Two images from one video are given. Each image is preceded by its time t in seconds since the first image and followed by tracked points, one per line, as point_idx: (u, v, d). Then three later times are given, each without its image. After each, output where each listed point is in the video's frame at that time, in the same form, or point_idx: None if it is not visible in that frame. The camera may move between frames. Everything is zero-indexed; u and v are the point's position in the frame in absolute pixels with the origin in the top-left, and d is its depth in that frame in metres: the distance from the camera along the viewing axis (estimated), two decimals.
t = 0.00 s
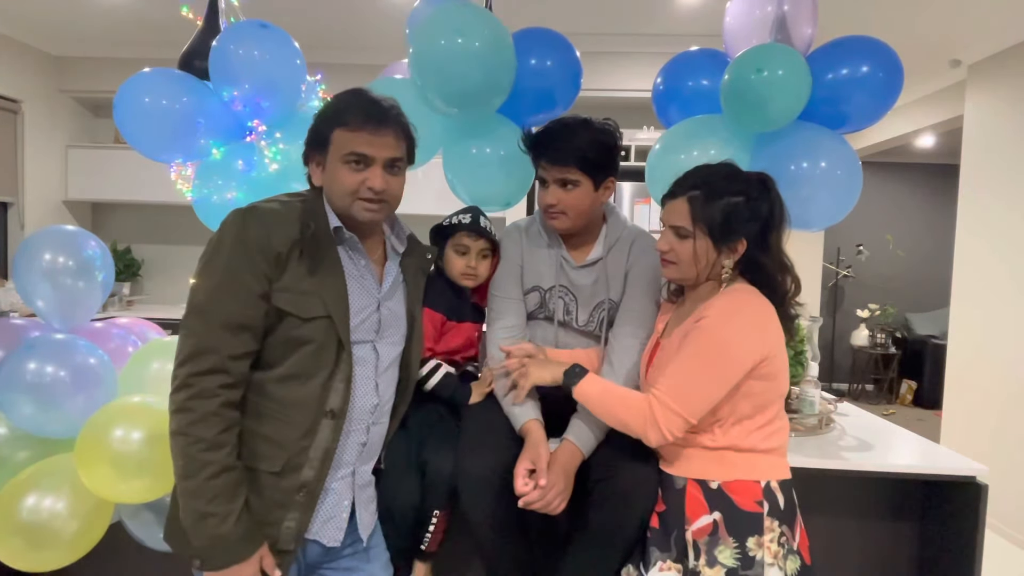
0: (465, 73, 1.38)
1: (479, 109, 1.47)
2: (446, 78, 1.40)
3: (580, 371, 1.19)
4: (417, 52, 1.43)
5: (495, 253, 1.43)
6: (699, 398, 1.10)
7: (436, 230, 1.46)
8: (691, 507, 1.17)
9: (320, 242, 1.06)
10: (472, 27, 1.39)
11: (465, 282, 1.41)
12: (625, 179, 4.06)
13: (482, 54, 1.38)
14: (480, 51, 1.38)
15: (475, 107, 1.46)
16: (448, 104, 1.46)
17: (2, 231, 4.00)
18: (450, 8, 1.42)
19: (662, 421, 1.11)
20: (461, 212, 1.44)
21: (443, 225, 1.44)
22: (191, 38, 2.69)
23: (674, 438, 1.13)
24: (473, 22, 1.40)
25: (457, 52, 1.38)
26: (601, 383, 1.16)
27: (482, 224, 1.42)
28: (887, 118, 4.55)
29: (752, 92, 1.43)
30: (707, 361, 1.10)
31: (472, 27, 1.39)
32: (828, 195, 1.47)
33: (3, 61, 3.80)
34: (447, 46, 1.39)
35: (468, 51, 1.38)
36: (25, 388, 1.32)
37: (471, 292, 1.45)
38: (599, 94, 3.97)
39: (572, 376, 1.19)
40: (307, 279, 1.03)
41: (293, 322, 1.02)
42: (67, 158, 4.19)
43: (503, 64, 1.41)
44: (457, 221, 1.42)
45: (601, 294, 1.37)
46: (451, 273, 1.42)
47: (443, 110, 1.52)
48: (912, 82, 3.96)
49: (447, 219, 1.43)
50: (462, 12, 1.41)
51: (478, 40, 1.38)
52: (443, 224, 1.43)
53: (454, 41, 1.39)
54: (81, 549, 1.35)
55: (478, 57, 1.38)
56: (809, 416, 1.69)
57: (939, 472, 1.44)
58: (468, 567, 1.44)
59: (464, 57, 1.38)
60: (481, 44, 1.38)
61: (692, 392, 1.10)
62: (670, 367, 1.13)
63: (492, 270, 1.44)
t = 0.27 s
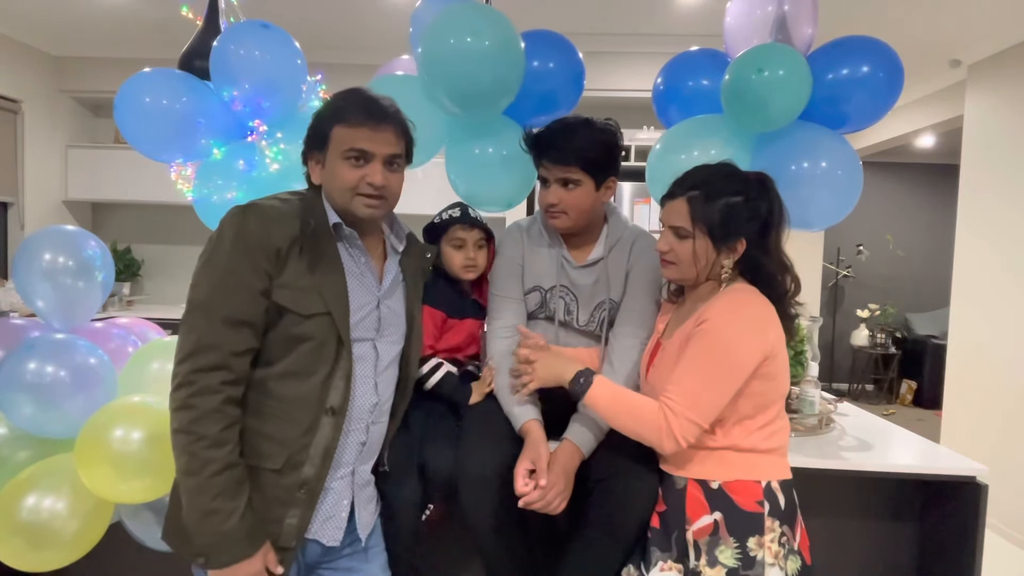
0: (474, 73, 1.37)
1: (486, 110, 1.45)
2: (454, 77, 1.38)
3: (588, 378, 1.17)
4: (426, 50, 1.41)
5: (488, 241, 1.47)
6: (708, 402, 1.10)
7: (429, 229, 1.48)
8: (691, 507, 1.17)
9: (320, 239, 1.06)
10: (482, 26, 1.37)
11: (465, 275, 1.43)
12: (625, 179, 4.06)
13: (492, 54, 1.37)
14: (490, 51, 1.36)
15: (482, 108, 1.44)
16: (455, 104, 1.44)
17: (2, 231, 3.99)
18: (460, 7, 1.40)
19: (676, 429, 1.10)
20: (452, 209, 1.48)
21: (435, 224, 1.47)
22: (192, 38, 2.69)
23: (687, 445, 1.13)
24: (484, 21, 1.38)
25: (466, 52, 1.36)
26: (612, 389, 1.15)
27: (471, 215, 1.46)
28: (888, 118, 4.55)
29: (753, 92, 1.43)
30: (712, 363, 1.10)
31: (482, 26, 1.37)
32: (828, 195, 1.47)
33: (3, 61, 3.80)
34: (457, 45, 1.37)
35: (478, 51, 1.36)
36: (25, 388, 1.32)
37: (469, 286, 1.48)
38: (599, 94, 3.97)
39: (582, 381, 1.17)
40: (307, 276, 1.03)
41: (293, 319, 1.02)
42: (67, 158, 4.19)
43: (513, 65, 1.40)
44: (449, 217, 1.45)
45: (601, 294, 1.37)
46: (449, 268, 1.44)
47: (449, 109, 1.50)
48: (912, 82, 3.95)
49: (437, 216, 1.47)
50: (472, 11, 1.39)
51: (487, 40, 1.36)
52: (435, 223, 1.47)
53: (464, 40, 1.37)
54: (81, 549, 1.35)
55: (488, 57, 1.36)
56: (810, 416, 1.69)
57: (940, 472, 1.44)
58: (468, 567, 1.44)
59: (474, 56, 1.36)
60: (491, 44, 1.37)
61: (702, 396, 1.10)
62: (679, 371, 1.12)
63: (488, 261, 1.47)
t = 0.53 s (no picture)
0: (481, 71, 1.36)
1: (492, 110, 1.45)
2: (461, 75, 1.38)
3: (587, 382, 1.16)
4: (433, 48, 1.40)
5: (484, 240, 1.46)
6: (709, 402, 1.10)
7: (425, 226, 1.48)
8: (691, 507, 1.17)
9: (318, 237, 1.06)
10: (489, 25, 1.37)
11: (460, 272, 1.42)
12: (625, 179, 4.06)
13: (499, 52, 1.36)
14: (498, 49, 1.36)
15: (488, 107, 1.44)
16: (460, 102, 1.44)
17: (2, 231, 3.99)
18: (466, 5, 1.40)
19: (678, 430, 1.10)
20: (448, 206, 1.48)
21: (431, 221, 1.46)
22: (191, 38, 2.69)
23: (689, 445, 1.13)
24: (491, 20, 1.37)
25: (473, 50, 1.36)
26: (615, 390, 1.15)
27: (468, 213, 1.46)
28: (888, 118, 4.55)
29: (753, 92, 1.43)
30: (713, 364, 1.10)
31: (489, 24, 1.37)
32: (829, 195, 1.47)
33: (3, 61, 3.80)
34: (464, 43, 1.36)
35: (486, 49, 1.36)
36: (25, 388, 1.32)
37: (466, 282, 1.47)
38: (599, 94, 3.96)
39: (582, 385, 1.16)
40: (306, 274, 1.03)
41: (292, 316, 1.02)
42: (67, 158, 4.19)
43: (520, 63, 1.39)
44: (447, 213, 1.45)
45: (602, 294, 1.36)
46: (445, 264, 1.43)
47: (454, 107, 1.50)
48: (912, 82, 3.95)
49: (434, 213, 1.47)
50: (481, 10, 1.38)
51: (496, 38, 1.36)
52: (431, 219, 1.46)
53: (471, 38, 1.36)
54: (81, 549, 1.35)
55: (495, 56, 1.36)
56: (810, 416, 1.69)
57: (940, 472, 1.44)
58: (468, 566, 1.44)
59: (481, 55, 1.36)
60: (499, 43, 1.36)
61: (703, 397, 1.10)
62: (680, 372, 1.12)
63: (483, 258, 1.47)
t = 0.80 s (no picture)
0: (489, 70, 1.36)
1: (498, 108, 1.45)
2: (469, 73, 1.38)
3: (589, 382, 1.16)
4: (440, 45, 1.40)
5: (478, 238, 1.46)
6: (711, 404, 1.10)
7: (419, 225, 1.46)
8: (691, 507, 1.17)
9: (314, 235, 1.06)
10: (497, 23, 1.37)
11: (456, 270, 1.42)
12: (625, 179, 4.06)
13: (507, 50, 1.36)
14: (506, 47, 1.36)
15: (495, 106, 1.43)
16: (467, 100, 1.44)
17: (2, 231, 4.00)
18: (473, 3, 1.40)
19: (681, 432, 1.10)
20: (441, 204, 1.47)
21: (425, 220, 1.45)
22: (191, 38, 2.69)
23: (691, 446, 1.13)
24: (499, 18, 1.37)
25: (481, 48, 1.36)
26: (618, 390, 1.15)
27: (462, 212, 1.45)
28: (888, 118, 4.55)
29: (754, 92, 1.43)
30: (713, 364, 1.10)
31: (497, 23, 1.37)
32: (829, 195, 1.47)
33: (3, 61, 3.80)
34: (472, 41, 1.36)
35: (493, 48, 1.36)
36: (24, 388, 1.33)
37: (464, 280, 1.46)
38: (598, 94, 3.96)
39: (583, 387, 1.16)
40: (303, 272, 1.03)
41: (289, 314, 1.02)
42: (67, 158, 4.19)
43: (528, 62, 1.39)
44: (440, 212, 1.44)
45: (602, 294, 1.37)
46: (439, 263, 1.43)
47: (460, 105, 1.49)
48: (912, 82, 3.95)
49: (428, 212, 1.45)
50: (488, 8, 1.38)
51: (503, 36, 1.36)
52: (424, 219, 1.45)
53: (479, 36, 1.36)
54: (81, 549, 1.35)
55: (503, 54, 1.36)
56: (810, 416, 1.69)
57: (939, 472, 1.45)
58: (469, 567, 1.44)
59: (489, 53, 1.36)
60: (506, 41, 1.36)
61: (704, 398, 1.10)
62: (681, 372, 1.12)
63: (478, 256, 1.47)
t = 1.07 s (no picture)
0: (495, 70, 1.36)
1: (502, 108, 1.45)
2: (476, 73, 1.37)
3: (589, 382, 1.16)
4: (446, 46, 1.40)
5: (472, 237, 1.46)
6: (711, 405, 1.10)
7: (414, 226, 1.47)
8: (691, 507, 1.17)
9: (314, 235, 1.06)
10: (503, 23, 1.37)
11: (452, 271, 1.42)
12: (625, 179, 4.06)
13: (513, 50, 1.36)
14: (513, 47, 1.36)
15: (500, 106, 1.43)
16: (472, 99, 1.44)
17: (2, 231, 4.00)
18: (478, 3, 1.40)
19: (681, 434, 1.10)
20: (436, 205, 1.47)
21: (420, 220, 1.45)
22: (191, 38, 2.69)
23: (691, 447, 1.13)
24: (505, 18, 1.37)
25: (488, 48, 1.36)
26: (618, 391, 1.15)
27: (457, 211, 1.45)
28: (888, 118, 4.55)
29: (754, 92, 1.43)
30: (713, 365, 1.10)
31: (503, 23, 1.37)
32: (829, 195, 1.47)
33: (3, 61, 3.80)
34: (478, 41, 1.36)
35: (499, 47, 1.36)
36: (25, 388, 1.33)
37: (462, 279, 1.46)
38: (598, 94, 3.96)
39: (583, 388, 1.16)
40: (301, 272, 1.03)
41: (289, 314, 1.02)
42: (67, 159, 4.19)
43: (534, 62, 1.40)
44: (433, 212, 1.44)
45: (601, 293, 1.37)
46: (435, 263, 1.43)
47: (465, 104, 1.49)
48: (912, 82, 3.95)
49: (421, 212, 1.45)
50: (494, 8, 1.38)
51: (510, 36, 1.36)
52: (419, 219, 1.45)
53: (486, 36, 1.36)
54: (81, 549, 1.35)
55: (509, 54, 1.36)
56: (810, 416, 1.69)
57: (939, 472, 1.45)
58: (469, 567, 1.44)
59: (495, 53, 1.36)
60: (513, 41, 1.36)
61: (704, 400, 1.10)
62: (680, 374, 1.12)
63: (475, 255, 1.47)
